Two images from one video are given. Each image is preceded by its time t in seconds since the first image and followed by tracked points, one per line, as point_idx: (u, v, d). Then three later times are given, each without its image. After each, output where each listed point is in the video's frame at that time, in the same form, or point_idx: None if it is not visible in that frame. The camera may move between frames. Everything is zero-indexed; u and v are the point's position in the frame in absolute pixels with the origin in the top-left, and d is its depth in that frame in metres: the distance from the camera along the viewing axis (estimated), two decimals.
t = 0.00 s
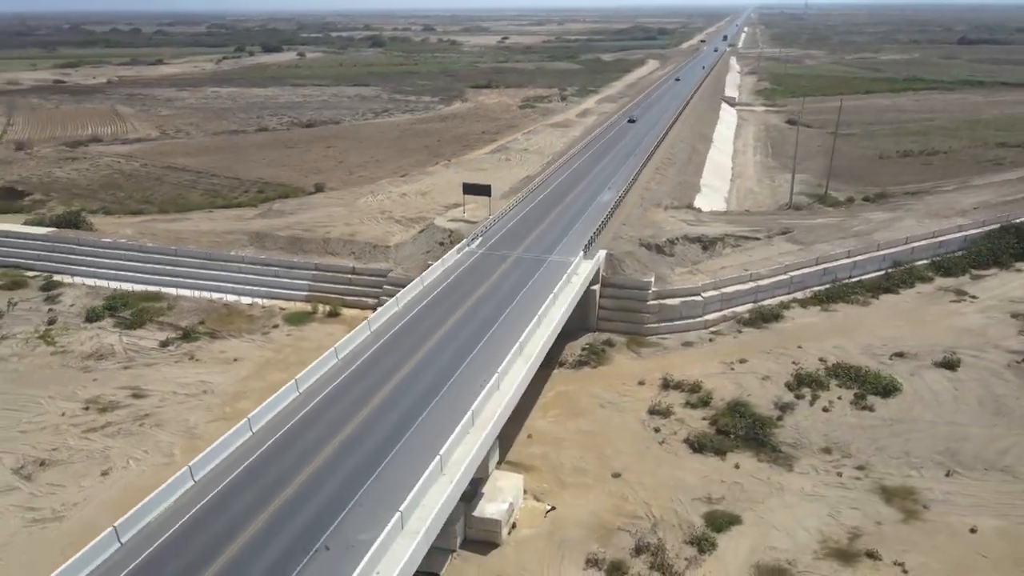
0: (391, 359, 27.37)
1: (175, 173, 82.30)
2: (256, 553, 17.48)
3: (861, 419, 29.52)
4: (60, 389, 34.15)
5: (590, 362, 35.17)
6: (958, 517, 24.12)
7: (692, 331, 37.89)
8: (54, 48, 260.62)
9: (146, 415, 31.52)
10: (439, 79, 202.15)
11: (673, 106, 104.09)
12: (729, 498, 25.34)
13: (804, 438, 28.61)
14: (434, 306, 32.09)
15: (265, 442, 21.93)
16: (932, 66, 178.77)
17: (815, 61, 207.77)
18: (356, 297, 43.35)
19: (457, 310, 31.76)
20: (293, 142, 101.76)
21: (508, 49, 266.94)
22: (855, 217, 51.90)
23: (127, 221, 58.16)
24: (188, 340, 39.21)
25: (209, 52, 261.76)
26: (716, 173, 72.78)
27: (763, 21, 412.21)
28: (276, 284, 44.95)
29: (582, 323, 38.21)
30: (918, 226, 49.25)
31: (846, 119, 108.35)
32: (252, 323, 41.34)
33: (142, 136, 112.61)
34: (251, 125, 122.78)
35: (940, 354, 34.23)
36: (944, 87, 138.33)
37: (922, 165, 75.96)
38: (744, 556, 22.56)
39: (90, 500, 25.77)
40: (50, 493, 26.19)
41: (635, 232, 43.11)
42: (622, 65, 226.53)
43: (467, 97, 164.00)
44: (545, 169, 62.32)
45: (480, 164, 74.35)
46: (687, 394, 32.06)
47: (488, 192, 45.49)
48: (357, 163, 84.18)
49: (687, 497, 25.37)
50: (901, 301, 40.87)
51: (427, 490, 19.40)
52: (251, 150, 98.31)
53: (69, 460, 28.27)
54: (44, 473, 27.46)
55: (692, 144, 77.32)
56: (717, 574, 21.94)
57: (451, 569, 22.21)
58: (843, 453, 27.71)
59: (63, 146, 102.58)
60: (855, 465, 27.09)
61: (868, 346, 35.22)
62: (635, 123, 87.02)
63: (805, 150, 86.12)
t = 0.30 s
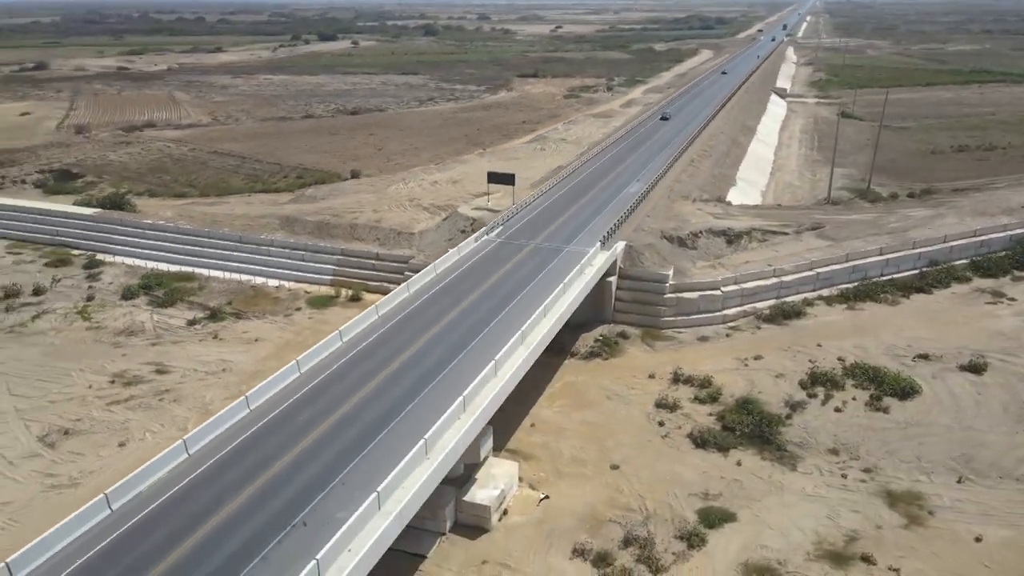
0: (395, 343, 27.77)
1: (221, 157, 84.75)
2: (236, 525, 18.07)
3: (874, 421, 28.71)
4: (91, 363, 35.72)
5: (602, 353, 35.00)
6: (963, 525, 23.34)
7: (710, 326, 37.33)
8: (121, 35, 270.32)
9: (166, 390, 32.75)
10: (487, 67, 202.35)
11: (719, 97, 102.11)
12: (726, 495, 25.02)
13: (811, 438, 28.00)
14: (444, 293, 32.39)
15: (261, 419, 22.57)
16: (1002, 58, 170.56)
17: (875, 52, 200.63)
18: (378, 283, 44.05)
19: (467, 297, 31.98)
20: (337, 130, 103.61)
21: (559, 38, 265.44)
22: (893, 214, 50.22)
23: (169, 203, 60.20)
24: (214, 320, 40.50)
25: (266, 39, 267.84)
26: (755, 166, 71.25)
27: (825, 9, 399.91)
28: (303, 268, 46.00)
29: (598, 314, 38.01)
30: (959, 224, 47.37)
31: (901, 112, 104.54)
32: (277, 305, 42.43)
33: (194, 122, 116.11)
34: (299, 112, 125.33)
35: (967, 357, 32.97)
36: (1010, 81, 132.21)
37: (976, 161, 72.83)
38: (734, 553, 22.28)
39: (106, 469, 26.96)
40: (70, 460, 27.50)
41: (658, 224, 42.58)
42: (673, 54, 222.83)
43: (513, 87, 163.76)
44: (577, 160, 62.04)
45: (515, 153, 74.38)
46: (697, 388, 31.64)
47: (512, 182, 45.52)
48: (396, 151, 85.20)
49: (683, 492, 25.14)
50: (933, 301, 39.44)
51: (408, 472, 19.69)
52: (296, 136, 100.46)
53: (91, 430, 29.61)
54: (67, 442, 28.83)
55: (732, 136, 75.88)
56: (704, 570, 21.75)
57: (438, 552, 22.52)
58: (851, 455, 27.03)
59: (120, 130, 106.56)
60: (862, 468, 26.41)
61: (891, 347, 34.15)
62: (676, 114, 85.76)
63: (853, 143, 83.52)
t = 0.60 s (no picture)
0: (398, 327, 28.11)
1: (263, 143, 86.83)
2: (218, 495, 18.66)
3: (885, 423, 27.94)
4: (119, 338, 37.21)
5: (613, 345, 34.83)
6: (965, 533, 22.61)
7: (726, 321, 36.74)
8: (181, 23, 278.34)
9: (186, 366, 33.91)
10: (534, 56, 201.73)
11: (764, 89, 99.83)
12: (721, 492, 24.73)
13: (817, 438, 27.41)
14: (454, 280, 32.60)
15: (258, 397, 23.19)
16: None
17: (939, 42, 192.82)
18: (399, 269, 44.66)
19: (476, 284, 32.13)
20: (378, 117, 104.97)
21: (610, 27, 262.68)
22: (932, 211, 48.38)
23: (208, 187, 62.04)
24: (239, 301, 41.69)
25: (320, 28, 272.37)
26: (794, 160, 69.53)
27: None
28: (328, 252, 46.93)
29: (612, 306, 37.80)
30: (1002, 223, 45.42)
31: (958, 106, 100.41)
32: (300, 288, 43.43)
33: (242, 108, 119.00)
34: (344, 100, 127.22)
35: (992, 361, 31.72)
36: None
37: None
38: (721, 549, 22.05)
39: (121, 439, 28.13)
40: (89, 430, 28.77)
41: (680, 217, 41.98)
42: (726, 44, 218.49)
43: (558, 76, 162.98)
44: (609, 150, 61.58)
45: (550, 142, 74.20)
46: (705, 383, 31.24)
47: (535, 171, 45.45)
48: (433, 139, 85.87)
49: (678, 486, 24.96)
50: (964, 303, 38.00)
51: (390, 453, 19.97)
52: (338, 123, 102.19)
53: (112, 402, 30.90)
54: (88, 412, 30.14)
55: (772, 129, 74.19)
56: (688, 565, 21.61)
57: (426, 533, 22.88)
58: (856, 457, 26.38)
59: (171, 115, 109.94)
60: (866, 470, 25.76)
61: (913, 348, 33.06)
62: (716, 105, 84.22)
63: (902, 138, 80.68)
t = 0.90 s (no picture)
0: (401, 314, 28.51)
1: (300, 131, 88.49)
2: (205, 470, 19.27)
3: (893, 425, 27.28)
4: (144, 317, 38.50)
5: (623, 338, 34.66)
6: (965, 540, 21.96)
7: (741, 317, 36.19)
8: (232, 12, 284.05)
9: (204, 346, 34.96)
10: (576, 47, 200.26)
11: (806, 81, 97.42)
12: (715, 488, 24.51)
13: (820, 438, 26.89)
14: (462, 269, 32.88)
15: (256, 377, 23.86)
16: None
17: (1001, 34, 185.02)
18: (418, 257, 45.15)
19: (483, 274, 32.32)
20: (414, 107, 105.82)
21: (657, 18, 259.06)
22: (967, 210, 46.74)
23: (241, 173, 63.56)
24: (261, 285, 42.71)
25: (366, 17, 275.22)
26: (831, 154, 67.77)
27: None
28: (350, 239, 47.71)
29: (625, 299, 37.62)
30: None
31: (1013, 101, 96.39)
32: (321, 274, 44.29)
33: (284, 95, 121.17)
34: (383, 89, 128.44)
35: (1015, 366, 30.58)
36: None
37: None
38: (707, 545, 21.88)
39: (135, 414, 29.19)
40: (106, 404, 29.93)
41: (700, 211, 41.42)
42: (775, 35, 213.32)
43: (599, 67, 161.56)
44: (637, 142, 61.06)
45: (581, 133, 73.85)
46: (711, 378, 30.89)
47: (556, 161, 45.36)
48: (466, 129, 86.19)
49: (672, 481, 24.82)
50: (993, 305, 36.68)
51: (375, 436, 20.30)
52: (375, 112, 103.38)
53: (130, 378, 32.06)
54: (108, 387, 31.34)
55: (809, 123, 72.51)
56: (673, 559, 21.49)
57: (416, 517, 23.22)
58: (859, 458, 25.83)
59: (215, 103, 112.67)
60: (868, 472, 25.19)
61: (932, 349, 32.10)
62: (754, 98, 82.54)
63: (948, 133, 77.92)
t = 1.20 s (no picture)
0: (402, 300, 28.98)
1: (336, 118, 89.82)
2: (193, 443, 20.07)
3: (897, 427, 26.59)
4: (167, 297, 39.76)
5: (630, 330, 34.47)
6: (958, 547, 21.38)
7: (753, 312, 35.59)
8: None
9: (220, 326, 35.99)
10: (620, 36, 198.00)
11: (851, 73, 94.60)
12: (705, 483, 24.33)
13: (819, 437, 26.38)
14: (468, 258, 33.22)
15: (252, 357, 24.67)
16: None
17: None
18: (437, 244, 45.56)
19: (488, 263, 32.62)
20: (451, 95, 106.31)
21: (705, 7, 254.24)
22: (1003, 208, 44.97)
23: (273, 158, 64.89)
24: (282, 268, 43.67)
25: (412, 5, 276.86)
26: (869, 148, 65.81)
27: None
28: (372, 225, 48.38)
29: (637, 291, 37.35)
30: None
31: None
32: (340, 259, 45.04)
33: (325, 83, 122.92)
34: (423, 77, 129.16)
35: None
36: None
37: None
38: (690, 539, 21.77)
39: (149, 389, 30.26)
40: (123, 378, 31.12)
41: (718, 203, 40.77)
42: (827, 25, 207.19)
43: (641, 57, 159.58)
44: (665, 133, 60.34)
45: (611, 123, 73.25)
46: (715, 373, 30.54)
47: (576, 151, 45.15)
48: (499, 119, 86.14)
49: (662, 474, 24.72)
50: (1021, 307, 35.29)
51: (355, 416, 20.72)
52: (412, 100, 104.19)
53: (148, 355, 33.24)
54: (126, 362, 32.55)
55: (848, 116, 70.52)
56: (654, 551, 21.44)
57: (404, 499, 23.62)
58: (858, 459, 25.28)
59: (257, 89, 114.97)
60: (866, 473, 24.64)
61: (949, 352, 31.11)
62: (793, 91, 80.51)
63: (998, 129, 74.86)
